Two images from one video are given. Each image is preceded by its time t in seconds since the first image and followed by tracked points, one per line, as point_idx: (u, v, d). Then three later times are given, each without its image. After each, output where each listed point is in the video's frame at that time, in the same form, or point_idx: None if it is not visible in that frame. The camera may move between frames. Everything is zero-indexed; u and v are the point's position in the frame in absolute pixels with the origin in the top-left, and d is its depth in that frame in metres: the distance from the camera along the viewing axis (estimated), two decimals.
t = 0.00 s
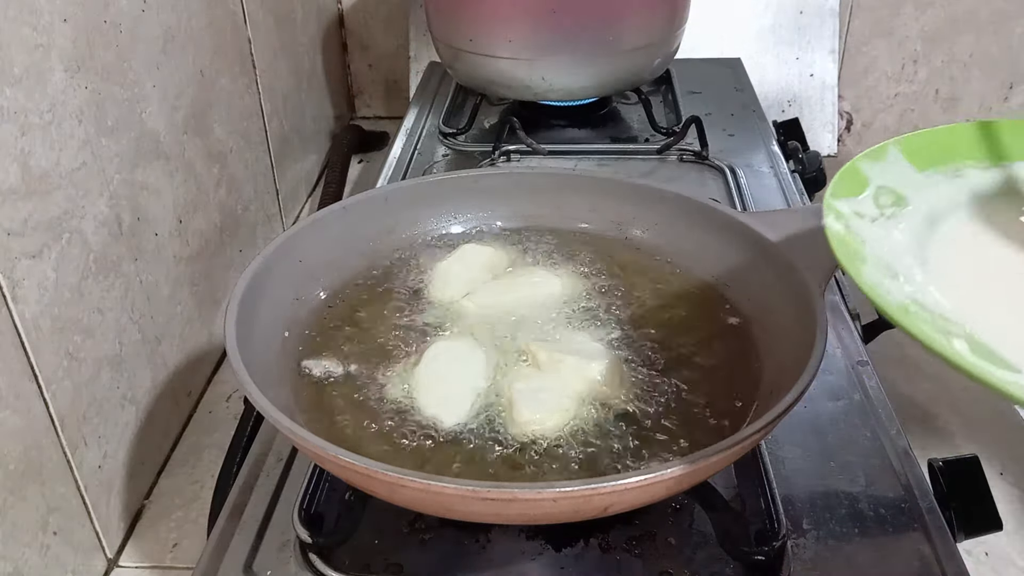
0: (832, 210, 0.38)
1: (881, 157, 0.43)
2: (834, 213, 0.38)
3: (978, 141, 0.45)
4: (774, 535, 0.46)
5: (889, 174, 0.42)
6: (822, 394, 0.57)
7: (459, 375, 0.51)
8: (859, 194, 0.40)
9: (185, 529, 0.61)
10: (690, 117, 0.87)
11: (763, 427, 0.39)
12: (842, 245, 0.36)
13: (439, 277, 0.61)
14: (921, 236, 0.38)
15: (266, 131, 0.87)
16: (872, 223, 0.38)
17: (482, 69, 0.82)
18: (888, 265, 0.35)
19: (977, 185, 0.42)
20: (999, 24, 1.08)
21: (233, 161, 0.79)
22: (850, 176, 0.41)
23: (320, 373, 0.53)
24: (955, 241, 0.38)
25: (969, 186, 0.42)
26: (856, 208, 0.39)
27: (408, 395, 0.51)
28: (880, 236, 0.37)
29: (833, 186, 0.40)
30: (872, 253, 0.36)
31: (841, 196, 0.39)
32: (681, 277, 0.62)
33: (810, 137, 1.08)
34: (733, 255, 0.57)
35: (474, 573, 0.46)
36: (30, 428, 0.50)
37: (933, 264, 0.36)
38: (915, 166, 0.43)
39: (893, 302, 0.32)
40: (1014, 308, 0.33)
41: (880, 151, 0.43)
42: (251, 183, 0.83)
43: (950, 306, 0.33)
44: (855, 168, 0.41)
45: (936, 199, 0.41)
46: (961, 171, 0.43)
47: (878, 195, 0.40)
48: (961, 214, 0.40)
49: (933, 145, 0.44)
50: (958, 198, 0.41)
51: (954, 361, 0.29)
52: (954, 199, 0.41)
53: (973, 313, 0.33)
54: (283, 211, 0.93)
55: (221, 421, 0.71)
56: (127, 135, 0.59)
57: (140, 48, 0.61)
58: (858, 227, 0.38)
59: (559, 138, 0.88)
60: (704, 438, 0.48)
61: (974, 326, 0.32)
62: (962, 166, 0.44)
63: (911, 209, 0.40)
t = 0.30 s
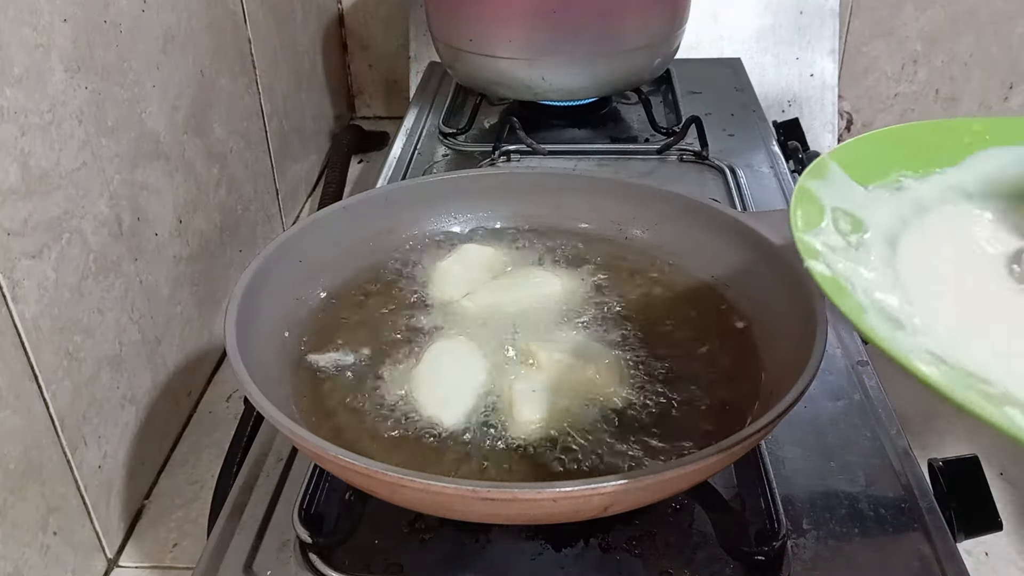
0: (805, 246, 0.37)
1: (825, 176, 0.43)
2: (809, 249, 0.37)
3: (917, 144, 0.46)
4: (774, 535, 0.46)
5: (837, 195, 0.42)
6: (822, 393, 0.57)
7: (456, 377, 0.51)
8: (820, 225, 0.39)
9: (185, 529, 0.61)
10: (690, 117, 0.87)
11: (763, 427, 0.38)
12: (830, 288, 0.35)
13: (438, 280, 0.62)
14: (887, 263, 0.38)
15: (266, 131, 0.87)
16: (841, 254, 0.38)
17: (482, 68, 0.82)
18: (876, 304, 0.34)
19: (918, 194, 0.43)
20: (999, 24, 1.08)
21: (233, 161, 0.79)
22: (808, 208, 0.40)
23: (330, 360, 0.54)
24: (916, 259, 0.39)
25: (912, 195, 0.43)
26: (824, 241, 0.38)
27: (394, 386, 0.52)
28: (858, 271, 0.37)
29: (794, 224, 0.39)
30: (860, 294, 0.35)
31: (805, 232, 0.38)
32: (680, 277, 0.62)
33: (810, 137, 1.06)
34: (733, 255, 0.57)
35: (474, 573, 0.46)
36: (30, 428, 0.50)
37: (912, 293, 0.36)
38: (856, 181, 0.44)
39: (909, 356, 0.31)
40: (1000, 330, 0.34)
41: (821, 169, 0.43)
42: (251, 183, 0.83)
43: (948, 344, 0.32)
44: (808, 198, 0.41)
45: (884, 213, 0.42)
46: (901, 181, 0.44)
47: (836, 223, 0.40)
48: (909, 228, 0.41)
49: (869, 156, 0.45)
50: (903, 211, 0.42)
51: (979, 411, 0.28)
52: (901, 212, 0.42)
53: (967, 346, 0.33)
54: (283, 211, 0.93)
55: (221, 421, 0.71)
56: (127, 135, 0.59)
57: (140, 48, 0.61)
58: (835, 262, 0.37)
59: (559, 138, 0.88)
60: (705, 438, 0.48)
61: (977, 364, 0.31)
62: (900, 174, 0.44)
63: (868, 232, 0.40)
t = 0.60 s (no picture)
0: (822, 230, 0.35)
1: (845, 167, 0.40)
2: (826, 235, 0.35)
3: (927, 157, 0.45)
4: (774, 535, 0.46)
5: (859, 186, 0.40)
6: (822, 394, 0.57)
7: (457, 377, 0.51)
8: (836, 216, 0.36)
9: (185, 529, 0.61)
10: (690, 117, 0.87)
11: (764, 427, 0.39)
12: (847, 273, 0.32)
13: (436, 278, 0.62)
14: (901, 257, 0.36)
15: (266, 131, 0.87)
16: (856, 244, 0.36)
17: (482, 68, 0.82)
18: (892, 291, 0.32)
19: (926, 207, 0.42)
20: (999, 24, 1.08)
21: (233, 161, 0.79)
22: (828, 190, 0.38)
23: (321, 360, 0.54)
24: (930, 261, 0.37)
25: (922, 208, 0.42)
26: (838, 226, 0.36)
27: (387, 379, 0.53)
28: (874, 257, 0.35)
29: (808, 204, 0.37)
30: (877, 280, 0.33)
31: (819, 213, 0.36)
32: (680, 277, 0.62)
33: (810, 136, 1.08)
34: (733, 255, 0.57)
35: (473, 573, 0.46)
36: (30, 428, 0.50)
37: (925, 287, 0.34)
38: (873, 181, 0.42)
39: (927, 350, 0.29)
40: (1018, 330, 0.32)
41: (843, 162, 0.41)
42: (251, 183, 0.83)
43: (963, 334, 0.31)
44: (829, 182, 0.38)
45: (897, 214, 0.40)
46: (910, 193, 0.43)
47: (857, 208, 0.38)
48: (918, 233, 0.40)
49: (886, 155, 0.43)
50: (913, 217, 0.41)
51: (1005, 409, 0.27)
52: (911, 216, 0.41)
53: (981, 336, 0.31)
54: (283, 211, 0.93)
55: (221, 421, 0.71)
56: (127, 135, 0.59)
57: (140, 48, 0.61)
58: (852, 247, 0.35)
59: (559, 138, 0.88)
60: (704, 437, 0.48)
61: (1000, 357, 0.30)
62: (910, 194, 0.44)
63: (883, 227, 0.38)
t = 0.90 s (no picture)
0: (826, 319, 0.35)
1: (840, 258, 0.41)
2: (830, 324, 0.35)
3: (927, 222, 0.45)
4: (774, 535, 0.46)
5: (856, 274, 0.40)
6: (822, 394, 0.57)
7: (457, 377, 0.51)
8: (840, 328, 0.35)
9: (185, 529, 0.61)
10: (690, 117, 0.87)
11: (764, 427, 0.39)
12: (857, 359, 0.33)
13: (438, 283, 0.61)
14: (910, 340, 0.36)
15: (266, 131, 0.87)
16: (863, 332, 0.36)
17: (482, 68, 0.82)
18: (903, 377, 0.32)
19: (933, 277, 0.42)
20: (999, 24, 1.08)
21: (233, 160, 0.79)
22: (826, 284, 0.38)
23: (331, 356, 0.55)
24: (940, 338, 0.37)
25: (927, 277, 0.41)
26: (843, 316, 0.36)
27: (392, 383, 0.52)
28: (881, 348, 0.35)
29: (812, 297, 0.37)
30: (885, 364, 0.33)
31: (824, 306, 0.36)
32: (681, 277, 0.62)
33: (810, 136, 1.07)
34: (732, 255, 0.58)
35: (473, 573, 0.46)
36: (30, 428, 0.50)
37: (937, 369, 0.34)
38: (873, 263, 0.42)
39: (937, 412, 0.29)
40: None
41: (835, 254, 0.41)
42: (251, 183, 0.83)
43: (981, 416, 0.31)
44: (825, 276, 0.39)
45: (901, 295, 0.40)
46: (913, 265, 0.42)
47: (854, 299, 0.38)
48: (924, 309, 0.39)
49: (881, 237, 0.43)
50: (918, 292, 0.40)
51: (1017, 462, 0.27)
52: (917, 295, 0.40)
53: (1000, 418, 0.31)
54: (283, 211, 0.93)
55: (221, 421, 0.71)
56: (127, 135, 0.59)
57: (140, 48, 0.61)
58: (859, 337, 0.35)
59: (559, 138, 0.88)
60: (704, 438, 0.48)
61: None
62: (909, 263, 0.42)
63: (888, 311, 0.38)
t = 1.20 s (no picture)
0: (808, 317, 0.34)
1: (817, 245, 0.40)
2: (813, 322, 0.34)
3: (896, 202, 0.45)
4: (775, 535, 0.46)
5: (834, 260, 0.40)
6: (822, 394, 0.57)
7: (457, 377, 0.51)
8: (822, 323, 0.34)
9: (185, 529, 0.61)
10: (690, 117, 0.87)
11: (764, 427, 0.39)
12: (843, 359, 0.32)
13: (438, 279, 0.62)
14: (887, 336, 0.37)
15: (266, 131, 0.87)
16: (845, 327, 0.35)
17: (482, 68, 0.82)
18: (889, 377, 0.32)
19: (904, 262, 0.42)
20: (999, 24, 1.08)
21: (233, 160, 0.79)
22: (806, 277, 0.37)
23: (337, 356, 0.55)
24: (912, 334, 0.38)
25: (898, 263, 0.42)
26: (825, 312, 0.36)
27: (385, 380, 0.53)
28: (864, 346, 0.34)
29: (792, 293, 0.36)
30: (870, 364, 0.33)
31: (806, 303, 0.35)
32: (681, 277, 0.62)
33: (810, 137, 1.08)
34: (732, 255, 0.58)
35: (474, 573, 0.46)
36: (30, 428, 0.50)
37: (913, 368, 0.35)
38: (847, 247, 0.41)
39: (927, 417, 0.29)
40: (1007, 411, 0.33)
41: (813, 236, 0.40)
42: (251, 183, 0.83)
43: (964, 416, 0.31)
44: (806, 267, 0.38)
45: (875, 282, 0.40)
46: (886, 248, 0.42)
47: (834, 290, 0.37)
48: (894, 301, 0.40)
49: (856, 219, 0.43)
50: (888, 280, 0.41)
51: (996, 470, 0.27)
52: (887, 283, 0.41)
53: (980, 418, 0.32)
54: (283, 211, 0.93)
55: (221, 421, 0.71)
56: (127, 135, 0.59)
57: (140, 48, 0.61)
58: (842, 335, 0.34)
59: (559, 138, 0.88)
60: (705, 438, 0.48)
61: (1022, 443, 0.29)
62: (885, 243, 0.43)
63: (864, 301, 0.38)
